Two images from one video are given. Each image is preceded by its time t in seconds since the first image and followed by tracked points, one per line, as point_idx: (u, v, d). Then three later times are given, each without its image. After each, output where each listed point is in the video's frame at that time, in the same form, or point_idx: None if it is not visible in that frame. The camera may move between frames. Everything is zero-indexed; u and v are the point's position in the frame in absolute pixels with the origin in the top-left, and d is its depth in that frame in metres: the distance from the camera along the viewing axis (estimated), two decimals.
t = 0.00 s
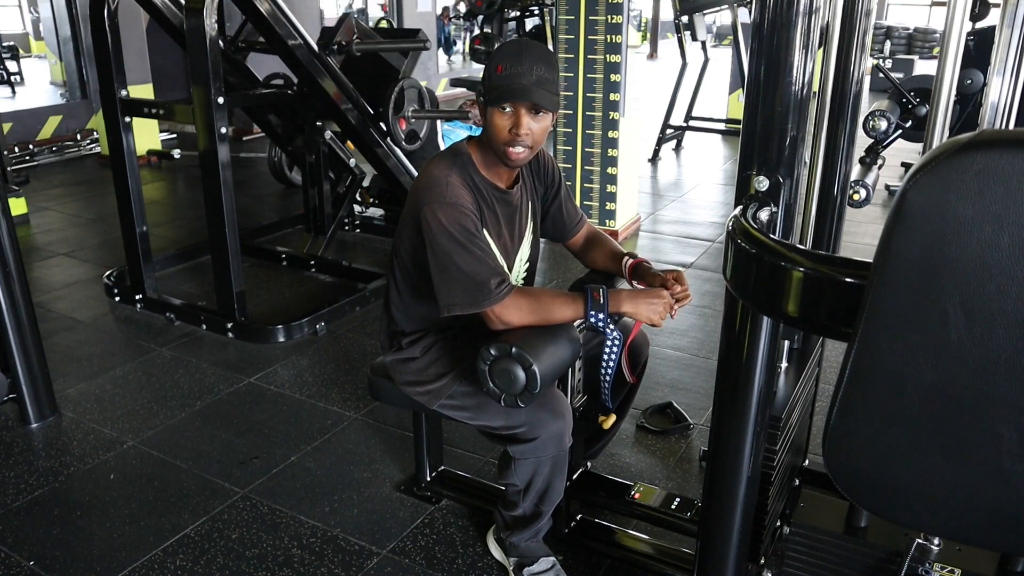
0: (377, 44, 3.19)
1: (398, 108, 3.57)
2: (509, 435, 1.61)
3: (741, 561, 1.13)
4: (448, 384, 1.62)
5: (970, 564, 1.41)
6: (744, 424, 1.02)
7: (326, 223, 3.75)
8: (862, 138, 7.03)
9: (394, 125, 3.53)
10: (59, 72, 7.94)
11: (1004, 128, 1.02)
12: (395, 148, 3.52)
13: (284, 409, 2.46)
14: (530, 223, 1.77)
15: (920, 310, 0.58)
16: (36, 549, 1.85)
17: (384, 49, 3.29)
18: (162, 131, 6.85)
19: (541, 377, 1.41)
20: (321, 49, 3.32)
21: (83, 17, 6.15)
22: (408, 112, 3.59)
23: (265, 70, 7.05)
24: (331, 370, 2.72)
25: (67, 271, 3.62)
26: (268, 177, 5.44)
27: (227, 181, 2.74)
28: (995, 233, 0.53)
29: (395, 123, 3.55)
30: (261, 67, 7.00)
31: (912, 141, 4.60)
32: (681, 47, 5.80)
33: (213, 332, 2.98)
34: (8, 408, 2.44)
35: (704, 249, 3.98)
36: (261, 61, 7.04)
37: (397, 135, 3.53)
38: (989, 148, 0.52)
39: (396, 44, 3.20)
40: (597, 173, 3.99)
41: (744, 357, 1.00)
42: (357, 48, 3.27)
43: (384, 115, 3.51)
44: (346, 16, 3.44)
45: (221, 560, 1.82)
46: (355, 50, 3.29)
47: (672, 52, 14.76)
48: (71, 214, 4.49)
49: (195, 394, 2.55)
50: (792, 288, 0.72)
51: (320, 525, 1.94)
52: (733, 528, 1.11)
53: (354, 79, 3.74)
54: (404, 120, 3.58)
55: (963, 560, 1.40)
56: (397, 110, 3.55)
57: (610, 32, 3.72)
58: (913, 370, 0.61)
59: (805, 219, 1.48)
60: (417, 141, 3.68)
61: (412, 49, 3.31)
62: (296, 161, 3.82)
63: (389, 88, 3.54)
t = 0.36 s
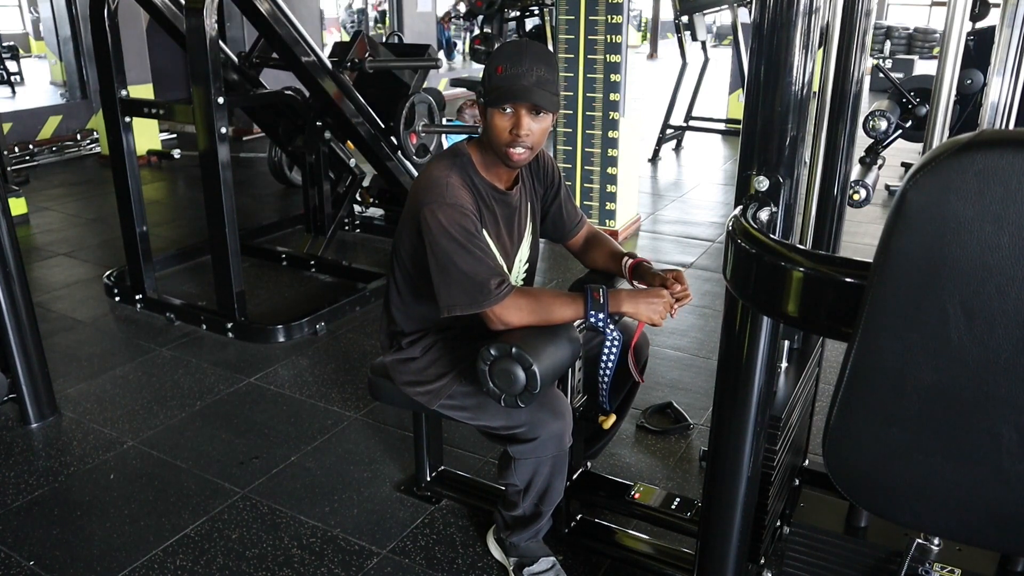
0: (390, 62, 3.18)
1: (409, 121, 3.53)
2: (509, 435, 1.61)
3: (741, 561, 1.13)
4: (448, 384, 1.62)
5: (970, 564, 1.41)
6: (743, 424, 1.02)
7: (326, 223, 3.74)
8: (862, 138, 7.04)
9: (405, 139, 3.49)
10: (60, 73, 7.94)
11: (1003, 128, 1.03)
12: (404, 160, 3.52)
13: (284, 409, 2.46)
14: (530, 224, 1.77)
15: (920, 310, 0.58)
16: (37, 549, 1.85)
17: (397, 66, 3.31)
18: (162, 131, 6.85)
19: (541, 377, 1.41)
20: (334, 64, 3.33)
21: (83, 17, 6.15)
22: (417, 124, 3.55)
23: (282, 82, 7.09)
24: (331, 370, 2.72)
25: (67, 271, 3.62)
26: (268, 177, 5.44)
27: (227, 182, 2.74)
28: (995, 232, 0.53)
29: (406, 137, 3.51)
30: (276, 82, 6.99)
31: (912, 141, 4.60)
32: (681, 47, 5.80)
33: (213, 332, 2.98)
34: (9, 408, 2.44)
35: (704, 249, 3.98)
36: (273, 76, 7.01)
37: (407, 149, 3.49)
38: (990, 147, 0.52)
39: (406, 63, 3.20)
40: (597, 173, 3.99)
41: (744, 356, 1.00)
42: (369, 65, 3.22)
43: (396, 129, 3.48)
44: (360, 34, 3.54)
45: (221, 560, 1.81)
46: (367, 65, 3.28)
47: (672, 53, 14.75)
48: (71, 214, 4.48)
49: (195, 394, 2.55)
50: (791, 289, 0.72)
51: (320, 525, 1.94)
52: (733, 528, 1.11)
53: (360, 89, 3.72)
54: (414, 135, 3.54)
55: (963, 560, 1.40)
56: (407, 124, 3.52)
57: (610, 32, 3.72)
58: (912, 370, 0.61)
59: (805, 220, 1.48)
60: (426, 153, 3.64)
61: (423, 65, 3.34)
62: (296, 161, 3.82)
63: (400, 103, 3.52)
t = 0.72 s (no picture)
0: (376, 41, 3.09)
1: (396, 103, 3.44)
2: (510, 435, 1.61)
3: (741, 561, 1.13)
4: (448, 384, 1.62)
5: (970, 564, 1.41)
6: (743, 424, 1.02)
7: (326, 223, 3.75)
8: (862, 138, 7.05)
9: (392, 122, 3.41)
10: (60, 73, 7.93)
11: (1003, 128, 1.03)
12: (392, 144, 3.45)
13: (284, 409, 2.46)
14: (529, 224, 1.77)
15: (920, 310, 0.58)
16: (37, 549, 1.85)
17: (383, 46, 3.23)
18: (162, 131, 6.85)
19: (541, 377, 1.41)
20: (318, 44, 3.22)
21: (83, 17, 6.15)
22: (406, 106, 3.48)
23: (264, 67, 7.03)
24: (331, 370, 2.72)
25: (67, 271, 3.62)
26: (268, 177, 5.44)
27: (227, 182, 2.74)
28: (996, 232, 0.53)
29: (392, 120, 3.42)
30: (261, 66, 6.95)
31: (912, 141, 4.60)
32: (681, 47, 5.79)
33: (213, 332, 2.98)
34: (8, 408, 2.44)
35: (704, 249, 3.98)
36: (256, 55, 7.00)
37: (394, 132, 3.42)
38: (990, 148, 0.52)
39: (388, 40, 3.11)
40: (597, 173, 3.99)
41: (744, 357, 1.00)
42: (354, 43, 3.14)
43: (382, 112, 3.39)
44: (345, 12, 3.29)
45: (220, 560, 1.81)
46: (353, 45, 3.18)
47: (672, 53, 14.75)
48: (71, 214, 4.48)
49: (195, 394, 2.55)
50: (792, 288, 0.72)
51: (320, 525, 1.94)
52: (733, 528, 1.11)
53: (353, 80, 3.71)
54: (401, 117, 3.45)
55: (963, 560, 1.40)
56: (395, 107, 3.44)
57: (610, 32, 3.72)
58: (911, 370, 0.61)
59: (805, 219, 1.48)
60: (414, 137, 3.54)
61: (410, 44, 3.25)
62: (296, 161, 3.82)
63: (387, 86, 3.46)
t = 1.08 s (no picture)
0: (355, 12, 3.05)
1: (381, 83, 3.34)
2: (509, 435, 1.61)
3: (741, 561, 1.13)
4: (448, 384, 1.62)
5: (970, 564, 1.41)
6: (743, 424, 1.02)
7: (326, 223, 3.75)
8: (862, 138, 7.05)
9: (376, 102, 3.31)
10: (59, 73, 7.93)
11: (1003, 129, 1.03)
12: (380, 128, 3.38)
13: (284, 409, 2.46)
14: (530, 223, 1.76)
15: (920, 311, 0.58)
16: (37, 549, 1.85)
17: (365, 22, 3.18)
18: (162, 131, 6.85)
19: (541, 377, 1.40)
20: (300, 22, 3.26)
21: (83, 17, 6.15)
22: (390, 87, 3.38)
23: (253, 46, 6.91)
24: (331, 370, 2.72)
25: (67, 271, 3.62)
26: (268, 177, 5.44)
27: (227, 181, 2.74)
28: (995, 232, 0.53)
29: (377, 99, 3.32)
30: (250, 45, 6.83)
31: (912, 141, 4.60)
32: (681, 47, 5.79)
33: (213, 332, 2.98)
34: (8, 408, 2.44)
35: (704, 249, 3.98)
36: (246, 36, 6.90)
37: (378, 113, 3.32)
38: (991, 147, 0.52)
39: (373, 14, 3.04)
40: (597, 173, 3.99)
41: (744, 357, 0.99)
42: (336, 18, 3.14)
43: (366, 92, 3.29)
44: None
45: (220, 560, 1.81)
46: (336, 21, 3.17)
47: (672, 53, 14.75)
48: (71, 214, 4.48)
49: (195, 394, 2.55)
50: (792, 288, 0.72)
51: (320, 525, 1.94)
52: (733, 528, 1.11)
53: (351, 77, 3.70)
54: (386, 97, 3.34)
55: (963, 560, 1.40)
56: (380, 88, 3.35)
57: (610, 32, 3.71)
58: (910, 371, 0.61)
59: (805, 219, 1.48)
60: (400, 118, 3.42)
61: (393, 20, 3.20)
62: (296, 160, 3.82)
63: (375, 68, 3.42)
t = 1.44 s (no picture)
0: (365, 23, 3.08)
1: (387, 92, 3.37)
2: (507, 436, 1.61)
3: (741, 561, 1.13)
4: (447, 385, 1.62)
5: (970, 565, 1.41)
6: (743, 425, 1.02)
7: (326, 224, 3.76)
8: (862, 138, 7.05)
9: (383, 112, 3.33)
10: (60, 73, 7.93)
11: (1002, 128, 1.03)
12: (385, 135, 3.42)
13: (284, 409, 2.46)
14: (527, 223, 1.76)
15: (920, 310, 0.58)
16: (37, 549, 1.85)
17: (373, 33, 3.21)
18: (162, 131, 6.85)
19: (539, 376, 1.40)
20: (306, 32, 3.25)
21: (83, 17, 6.16)
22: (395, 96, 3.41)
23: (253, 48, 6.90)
24: (331, 370, 2.72)
25: (67, 271, 3.62)
26: (268, 177, 5.45)
27: (227, 181, 2.74)
28: (995, 231, 0.53)
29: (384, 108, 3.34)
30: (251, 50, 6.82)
31: (912, 141, 4.60)
32: (681, 47, 5.79)
33: (213, 332, 2.98)
34: (8, 408, 2.44)
35: (704, 249, 3.98)
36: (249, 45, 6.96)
37: (386, 122, 3.34)
38: (990, 147, 0.52)
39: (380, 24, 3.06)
40: (597, 173, 3.99)
41: (744, 357, 0.99)
42: (343, 30, 3.15)
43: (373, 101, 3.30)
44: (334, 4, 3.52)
45: (220, 560, 1.81)
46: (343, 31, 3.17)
47: (672, 53, 14.75)
48: (71, 214, 4.48)
49: (195, 394, 2.55)
50: (791, 289, 0.72)
51: (320, 525, 1.94)
52: (733, 528, 1.11)
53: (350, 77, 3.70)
54: (393, 107, 3.37)
55: (963, 560, 1.40)
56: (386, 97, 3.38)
57: (610, 32, 3.71)
58: (911, 371, 0.61)
59: (805, 220, 1.48)
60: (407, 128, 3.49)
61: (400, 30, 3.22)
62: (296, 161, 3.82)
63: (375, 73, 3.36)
